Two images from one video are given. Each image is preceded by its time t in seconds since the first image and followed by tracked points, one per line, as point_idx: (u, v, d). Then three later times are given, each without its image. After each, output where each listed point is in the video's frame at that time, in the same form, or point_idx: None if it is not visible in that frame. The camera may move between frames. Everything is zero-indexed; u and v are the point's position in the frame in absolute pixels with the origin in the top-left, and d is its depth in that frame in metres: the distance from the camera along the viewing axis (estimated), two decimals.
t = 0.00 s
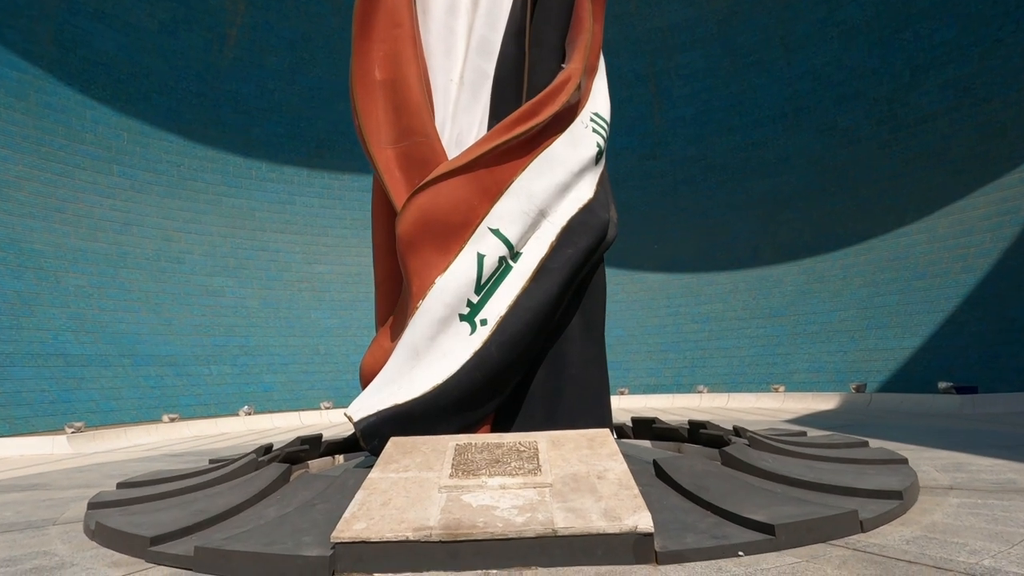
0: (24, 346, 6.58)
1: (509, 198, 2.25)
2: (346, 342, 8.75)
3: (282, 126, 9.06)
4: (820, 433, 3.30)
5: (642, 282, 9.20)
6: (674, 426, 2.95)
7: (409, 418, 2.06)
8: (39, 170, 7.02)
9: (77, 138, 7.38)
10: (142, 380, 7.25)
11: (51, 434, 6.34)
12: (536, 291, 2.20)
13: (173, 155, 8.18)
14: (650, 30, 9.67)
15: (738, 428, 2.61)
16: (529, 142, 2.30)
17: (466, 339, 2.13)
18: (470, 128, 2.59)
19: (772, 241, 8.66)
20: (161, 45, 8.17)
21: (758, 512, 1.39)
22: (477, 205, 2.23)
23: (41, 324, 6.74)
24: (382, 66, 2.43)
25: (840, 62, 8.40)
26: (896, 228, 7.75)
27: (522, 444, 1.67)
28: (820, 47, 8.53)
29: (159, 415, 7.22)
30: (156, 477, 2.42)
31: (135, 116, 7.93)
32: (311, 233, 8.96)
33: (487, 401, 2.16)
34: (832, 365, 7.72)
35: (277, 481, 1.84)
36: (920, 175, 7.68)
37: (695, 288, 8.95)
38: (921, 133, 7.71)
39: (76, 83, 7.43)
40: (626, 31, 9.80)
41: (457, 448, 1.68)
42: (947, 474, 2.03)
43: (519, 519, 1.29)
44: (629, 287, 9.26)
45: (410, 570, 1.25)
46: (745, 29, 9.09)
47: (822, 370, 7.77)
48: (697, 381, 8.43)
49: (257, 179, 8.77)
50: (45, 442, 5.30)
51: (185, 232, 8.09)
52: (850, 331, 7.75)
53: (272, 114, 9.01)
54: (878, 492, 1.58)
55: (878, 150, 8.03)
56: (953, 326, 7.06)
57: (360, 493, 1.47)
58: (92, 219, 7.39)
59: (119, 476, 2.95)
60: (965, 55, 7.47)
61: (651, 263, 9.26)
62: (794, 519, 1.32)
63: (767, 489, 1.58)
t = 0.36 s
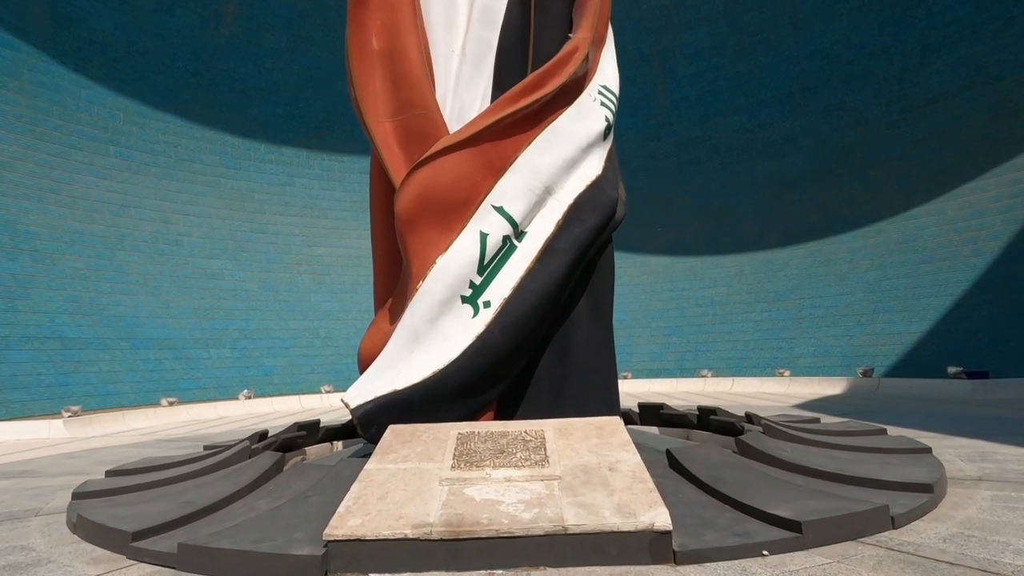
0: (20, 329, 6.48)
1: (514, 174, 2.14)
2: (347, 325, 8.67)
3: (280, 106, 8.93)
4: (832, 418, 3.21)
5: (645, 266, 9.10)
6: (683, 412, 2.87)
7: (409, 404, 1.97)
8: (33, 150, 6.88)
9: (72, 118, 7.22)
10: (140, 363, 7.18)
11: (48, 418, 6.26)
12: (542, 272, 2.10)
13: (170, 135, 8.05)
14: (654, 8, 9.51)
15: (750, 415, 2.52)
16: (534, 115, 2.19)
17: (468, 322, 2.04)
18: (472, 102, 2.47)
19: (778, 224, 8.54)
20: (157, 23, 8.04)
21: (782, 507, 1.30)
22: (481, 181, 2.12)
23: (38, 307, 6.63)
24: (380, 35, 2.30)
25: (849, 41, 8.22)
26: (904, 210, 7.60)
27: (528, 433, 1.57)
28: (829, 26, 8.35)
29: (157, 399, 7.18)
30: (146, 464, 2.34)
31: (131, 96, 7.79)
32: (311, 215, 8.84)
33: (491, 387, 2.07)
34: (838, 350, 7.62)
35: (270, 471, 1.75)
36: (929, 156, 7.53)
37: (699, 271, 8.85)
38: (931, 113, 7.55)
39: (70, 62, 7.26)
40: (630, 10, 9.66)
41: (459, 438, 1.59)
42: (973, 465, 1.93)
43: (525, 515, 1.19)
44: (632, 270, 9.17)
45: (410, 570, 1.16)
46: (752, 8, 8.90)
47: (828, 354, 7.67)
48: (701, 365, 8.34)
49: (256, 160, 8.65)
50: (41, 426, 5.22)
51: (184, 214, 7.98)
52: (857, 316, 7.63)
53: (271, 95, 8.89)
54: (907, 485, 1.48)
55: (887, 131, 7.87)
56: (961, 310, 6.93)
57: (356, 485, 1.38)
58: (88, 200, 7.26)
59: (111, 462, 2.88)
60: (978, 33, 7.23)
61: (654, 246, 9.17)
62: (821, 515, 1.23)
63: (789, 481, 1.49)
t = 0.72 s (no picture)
0: (9, 308, 6.37)
1: (510, 144, 2.01)
2: (342, 306, 8.56)
3: (274, 83, 8.75)
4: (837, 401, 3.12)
5: (645, 246, 8.99)
6: (685, 394, 2.78)
7: (397, 386, 1.87)
8: (20, 126, 6.71)
9: (59, 93, 7.05)
10: (132, 343, 7.07)
11: (38, 399, 6.17)
12: (539, 247, 1.98)
13: (162, 111, 7.89)
14: None
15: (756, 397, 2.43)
16: (531, 81, 2.05)
17: (461, 301, 1.93)
18: (466, 69, 2.34)
19: (780, 204, 8.42)
20: None
21: (797, 499, 1.20)
22: (474, 150, 2.00)
23: (26, 286, 6.51)
24: None
25: (855, 17, 8.04)
26: (908, 189, 7.47)
27: (524, 418, 1.47)
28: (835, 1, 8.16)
29: (150, 379, 7.08)
30: (126, 448, 2.25)
31: (121, 70, 7.61)
32: (306, 193, 8.69)
33: (484, 369, 1.96)
34: (839, 331, 7.52)
35: (250, 457, 1.65)
36: (935, 135, 7.37)
37: (699, 252, 8.74)
38: (938, 91, 7.39)
39: (57, 35, 7.08)
40: None
41: (449, 423, 1.49)
42: (992, 453, 1.83)
43: (519, 509, 1.09)
44: (632, 250, 9.06)
45: (391, 568, 1.06)
46: None
47: (829, 335, 7.58)
48: (700, 346, 8.25)
49: (250, 137, 8.48)
50: (29, 407, 5.14)
51: (176, 192, 7.84)
52: (858, 297, 7.53)
53: (264, 70, 8.70)
54: (929, 474, 1.39)
55: (892, 109, 7.72)
56: (965, 292, 6.81)
57: (336, 474, 1.28)
58: (78, 177, 7.11)
59: (95, 445, 2.79)
60: (987, 9, 7.08)
61: (654, 226, 9.04)
62: (840, 509, 1.13)
63: (802, 470, 1.40)
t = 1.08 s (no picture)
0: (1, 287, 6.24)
1: (514, 112, 1.88)
2: (341, 286, 8.44)
3: (270, 58, 8.55)
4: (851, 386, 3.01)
5: (648, 227, 8.85)
6: (694, 379, 2.67)
7: (394, 373, 1.75)
8: (9, 101, 6.54)
9: (50, 67, 6.87)
10: (127, 324, 6.96)
11: (31, 380, 6.07)
12: (545, 224, 1.85)
13: (155, 87, 7.70)
14: None
15: (770, 383, 2.32)
16: (537, 45, 1.91)
17: (461, 280, 1.81)
18: (466, 33, 2.19)
19: (786, 183, 8.26)
20: None
21: (833, 500, 1.09)
22: (475, 120, 1.86)
23: (18, 265, 6.37)
24: None
25: None
26: (917, 169, 7.30)
27: (529, 408, 1.36)
28: None
29: (145, 360, 6.97)
30: (110, 433, 2.14)
31: (112, 44, 7.41)
32: (303, 171, 8.53)
33: (486, 353, 1.84)
34: (846, 313, 7.41)
35: (233, 449, 1.53)
36: (946, 112, 7.19)
37: (703, 232, 8.59)
38: (950, 67, 7.19)
39: (45, 7, 6.88)
40: None
41: (449, 413, 1.37)
42: None
43: (526, 513, 0.98)
44: (634, 231, 8.92)
45: None
46: None
47: (835, 317, 7.47)
48: (703, 328, 8.15)
49: (245, 114, 8.31)
50: (19, 388, 5.03)
51: (170, 169, 7.68)
52: (865, 278, 7.40)
53: (259, 46, 8.50)
54: (971, 471, 1.28)
55: (903, 86, 7.53)
56: (975, 273, 6.68)
57: (325, 470, 1.16)
58: (70, 154, 6.95)
59: (82, 431, 2.69)
60: None
61: (657, 206, 8.89)
62: (884, 512, 1.02)
63: (831, 465, 1.29)
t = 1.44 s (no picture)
0: None
1: (518, 89, 1.73)
2: (340, 266, 8.31)
3: (265, 33, 8.33)
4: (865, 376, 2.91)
5: (652, 207, 8.70)
6: (704, 370, 2.56)
7: (387, 371, 1.64)
8: None
9: (39, 42, 6.66)
10: (123, 306, 6.85)
11: (24, 362, 5.97)
12: (550, 210, 1.71)
13: (148, 63, 7.51)
14: None
15: (786, 377, 2.20)
16: (544, 14, 1.75)
17: (461, 270, 1.68)
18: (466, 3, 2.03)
19: (792, 163, 8.09)
20: None
21: (876, 526, 0.98)
22: (476, 97, 1.72)
23: (10, 245, 6.23)
24: None
25: None
26: (927, 148, 7.13)
27: (535, 416, 1.24)
28: None
29: (141, 342, 6.88)
30: (94, 427, 2.03)
31: (104, 19, 7.19)
32: (301, 149, 8.36)
33: (487, 348, 1.72)
34: (852, 296, 7.30)
35: (214, 455, 1.42)
36: (959, 90, 7.00)
37: (708, 213, 8.44)
38: (964, 44, 6.98)
39: None
40: None
41: (447, 420, 1.26)
42: None
43: (533, 547, 0.86)
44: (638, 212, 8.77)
45: None
46: None
47: (841, 300, 7.36)
48: (707, 311, 8.04)
49: (241, 91, 8.11)
50: (12, 373, 4.94)
51: (165, 147, 7.51)
52: (873, 260, 7.27)
53: (255, 21, 8.28)
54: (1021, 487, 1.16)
55: (915, 63, 7.33)
56: (986, 256, 6.54)
57: (310, 488, 1.05)
58: (62, 132, 6.77)
59: (67, 424, 2.58)
60: None
61: (661, 186, 8.73)
62: (935, 543, 0.91)
63: (867, 480, 1.17)
